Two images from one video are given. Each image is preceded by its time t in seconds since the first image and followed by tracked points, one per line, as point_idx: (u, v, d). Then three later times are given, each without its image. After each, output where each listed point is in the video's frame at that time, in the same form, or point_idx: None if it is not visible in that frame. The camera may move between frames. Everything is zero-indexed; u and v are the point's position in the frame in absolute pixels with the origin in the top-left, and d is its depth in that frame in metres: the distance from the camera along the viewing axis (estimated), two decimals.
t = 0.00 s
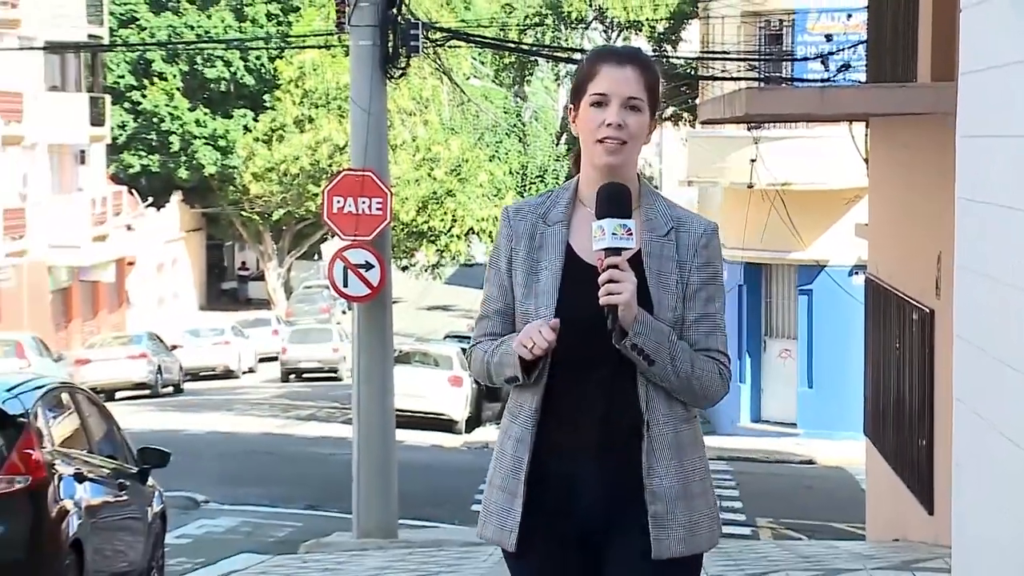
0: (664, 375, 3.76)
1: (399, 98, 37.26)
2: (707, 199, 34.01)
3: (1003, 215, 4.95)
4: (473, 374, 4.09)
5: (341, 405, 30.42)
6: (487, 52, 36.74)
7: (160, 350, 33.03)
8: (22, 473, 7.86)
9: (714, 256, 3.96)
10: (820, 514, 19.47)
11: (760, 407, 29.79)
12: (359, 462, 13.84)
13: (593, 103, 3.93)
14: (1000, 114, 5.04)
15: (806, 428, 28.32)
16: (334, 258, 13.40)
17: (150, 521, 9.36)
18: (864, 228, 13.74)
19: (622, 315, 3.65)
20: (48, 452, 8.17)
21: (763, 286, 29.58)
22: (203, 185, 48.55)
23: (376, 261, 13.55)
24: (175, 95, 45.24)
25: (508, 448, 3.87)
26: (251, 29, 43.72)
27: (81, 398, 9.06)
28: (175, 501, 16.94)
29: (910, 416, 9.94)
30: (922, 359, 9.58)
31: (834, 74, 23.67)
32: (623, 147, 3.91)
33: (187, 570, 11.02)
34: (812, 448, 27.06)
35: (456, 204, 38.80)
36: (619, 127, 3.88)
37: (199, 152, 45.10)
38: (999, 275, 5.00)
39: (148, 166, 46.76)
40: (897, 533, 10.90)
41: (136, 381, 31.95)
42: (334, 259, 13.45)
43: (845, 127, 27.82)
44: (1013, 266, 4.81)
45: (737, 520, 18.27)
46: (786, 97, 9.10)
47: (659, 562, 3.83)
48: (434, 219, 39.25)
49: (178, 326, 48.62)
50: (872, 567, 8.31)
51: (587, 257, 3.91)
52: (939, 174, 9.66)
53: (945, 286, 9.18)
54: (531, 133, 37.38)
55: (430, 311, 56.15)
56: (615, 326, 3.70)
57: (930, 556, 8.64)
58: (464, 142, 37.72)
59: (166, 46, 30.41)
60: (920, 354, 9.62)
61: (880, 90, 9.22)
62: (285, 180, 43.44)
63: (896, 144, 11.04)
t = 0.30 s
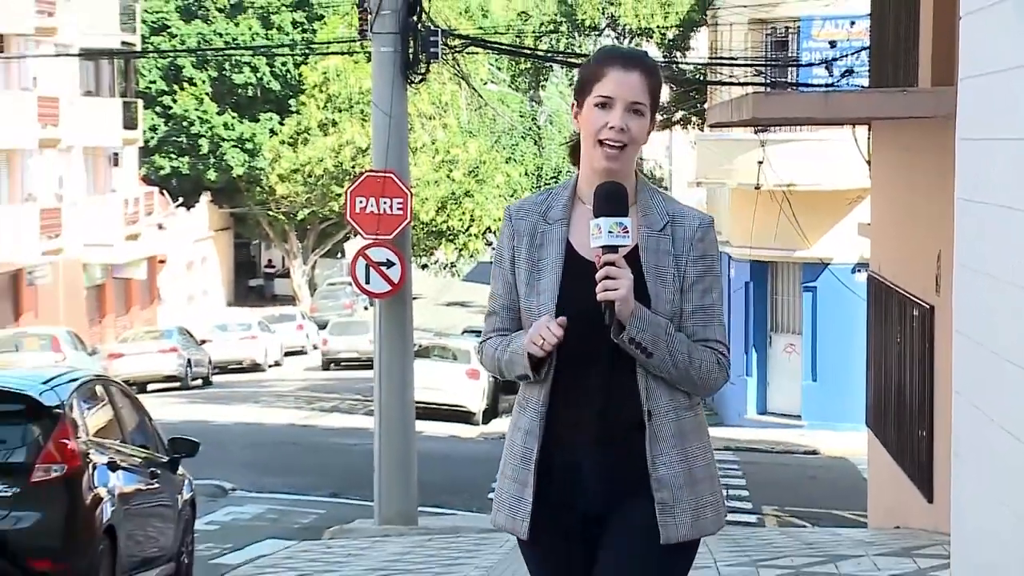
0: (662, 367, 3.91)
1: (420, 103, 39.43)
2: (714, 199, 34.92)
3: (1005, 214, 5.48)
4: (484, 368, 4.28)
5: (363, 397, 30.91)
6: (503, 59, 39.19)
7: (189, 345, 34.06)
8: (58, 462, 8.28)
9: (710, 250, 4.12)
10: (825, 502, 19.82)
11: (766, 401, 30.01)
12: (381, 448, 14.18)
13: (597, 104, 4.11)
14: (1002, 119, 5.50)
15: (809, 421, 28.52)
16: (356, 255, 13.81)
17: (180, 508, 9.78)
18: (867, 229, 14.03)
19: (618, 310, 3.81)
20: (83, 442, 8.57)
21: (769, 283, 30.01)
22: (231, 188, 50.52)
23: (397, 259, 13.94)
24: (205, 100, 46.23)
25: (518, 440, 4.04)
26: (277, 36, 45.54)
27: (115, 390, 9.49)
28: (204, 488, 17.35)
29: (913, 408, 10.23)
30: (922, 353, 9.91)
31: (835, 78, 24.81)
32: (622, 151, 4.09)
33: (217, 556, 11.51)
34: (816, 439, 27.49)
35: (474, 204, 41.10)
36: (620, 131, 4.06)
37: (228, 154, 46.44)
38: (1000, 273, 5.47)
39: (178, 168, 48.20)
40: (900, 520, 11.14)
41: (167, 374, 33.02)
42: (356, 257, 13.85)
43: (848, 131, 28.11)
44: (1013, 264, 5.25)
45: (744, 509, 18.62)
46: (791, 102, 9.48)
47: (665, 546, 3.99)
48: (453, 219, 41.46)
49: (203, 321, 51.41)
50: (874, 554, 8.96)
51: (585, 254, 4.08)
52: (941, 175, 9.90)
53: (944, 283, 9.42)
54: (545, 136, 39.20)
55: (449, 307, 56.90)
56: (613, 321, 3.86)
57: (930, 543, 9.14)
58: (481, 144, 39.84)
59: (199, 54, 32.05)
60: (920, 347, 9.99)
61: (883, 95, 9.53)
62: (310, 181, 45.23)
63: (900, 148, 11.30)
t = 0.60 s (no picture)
0: (656, 365, 3.97)
1: (438, 103, 41.66)
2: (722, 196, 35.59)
3: None
4: (489, 364, 4.37)
5: (384, 388, 31.44)
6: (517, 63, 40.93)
7: (215, 337, 34.78)
8: (90, 449, 8.66)
9: (706, 252, 4.17)
10: (829, 488, 20.11)
11: (772, 390, 30.66)
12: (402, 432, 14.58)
13: (598, 116, 4.15)
14: None
15: (813, 407, 29.16)
16: (376, 250, 14.09)
17: (207, 494, 10.11)
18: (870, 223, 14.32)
19: (610, 310, 3.89)
20: (114, 430, 8.94)
21: (775, 279, 30.52)
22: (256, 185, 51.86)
23: (416, 255, 14.25)
24: (228, 100, 48.06)
25: (518, 436, 4.14)
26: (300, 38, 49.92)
27: (145, 380, 9.81)
28: (230, 475, 17.68)
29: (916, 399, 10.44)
30: (923, 344, 10.22)
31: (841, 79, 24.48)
32: (622, 159, 4.15)
33: (243, 540, 12.00)
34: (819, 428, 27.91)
35: (490, 201, 43.03)
36: (619, 143, 4.12)
37: (253, 152, 48.23)
38: None
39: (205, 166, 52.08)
40: (902, 506, 11.39)
41: (193, 365, 33.72)
42: (376, 252, 14.15)
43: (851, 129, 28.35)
44: None
45: (749, 495, 18.92)
46: (796, 102, 9.86)
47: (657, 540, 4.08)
48: (470, 215, 43.40)
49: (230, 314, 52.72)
50: (876, 538, 9.51)
51: (582, 255, 4.15)
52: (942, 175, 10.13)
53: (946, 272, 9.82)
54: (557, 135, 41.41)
55: (466, 300, 57.66)
56: (605, 321, 3.94)
57: (929, 528, 9.67)
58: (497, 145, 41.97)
59: (221, 55, 32.77)
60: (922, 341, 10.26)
61: (882, 94, 9.85)
62: (332, 179, 47.73)
63: (900, 147, 11.63)
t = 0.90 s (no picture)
0: (648, 357, 3.95)
1: (459, 104, 42.91)
2: (733, 193, 36.60)
3: None
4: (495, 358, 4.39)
5: (408, 379, 31.96)
6: (536, 65, 42.34)
7: (247, 329, 35.44)
8: (128, 437, 9.05)
9: (703, 248, 4.14)
10: (838, 476, 20.48)
11: (781, 381, 30.83)
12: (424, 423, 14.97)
13: (599, 111, 4.14)
14: None
15: (822, 400, 29.42)
16: (401, 247, 14.53)
17: (239, 480, 10.62)
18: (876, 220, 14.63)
19: (601, 302, 3.88)
20: (150, 419, 9.35)
21: (784, 273, 30.70)
22: (284, 183, 53.17)
23: (438, 250, 14.69)
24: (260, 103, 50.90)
25: (518, 426, 4.15)
26: (326, 44, 51.25)
27: (179, 370, 10.24)
28: (258, 462, 18.15)
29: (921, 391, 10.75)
30: (926, 337, 10.59)
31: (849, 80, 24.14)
32: (622, 154, 4.14)
33: (273, 525, 12.48)
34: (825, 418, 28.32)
35: (510, 199, 44.03)
36: (620, 136, 4.11)
37: (282, 153, 50.86)
38: None
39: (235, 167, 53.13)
40: (907, 494, 11.71)
41: (225, 357, 34.39)
42: (400, 249, 14.58)
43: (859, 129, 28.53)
44: None
45: (759, 482, 19.27)
46: (805, 105, 10.30)
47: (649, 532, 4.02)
48: (491, 213, 44.47)
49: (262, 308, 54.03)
50: (882, 524, 9.98)
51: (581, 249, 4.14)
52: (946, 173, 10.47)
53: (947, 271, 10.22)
54: (577, 134, 42.69)
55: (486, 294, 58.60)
56: (598, 312, 3.93)
57: (933, 513, 10.15)
58: (517, 145, 43.10)
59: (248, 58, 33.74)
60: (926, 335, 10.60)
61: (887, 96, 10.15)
62: (358, 178, 48.60)
63: (905, 145, 11.95)
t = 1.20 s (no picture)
0: (650, 346, 3.95)
1: (483, 108, 45.21)
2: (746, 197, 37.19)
3: None
4: (500, 351, 4.40)
5: (432, 372, 32.63)
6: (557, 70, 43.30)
7: (278, 325, 36.76)
8: (164, 429, 9.43)
9: (708, 241, 4.14)
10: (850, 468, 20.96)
11: (794, 375, 32.37)
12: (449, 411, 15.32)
13: (610, 104, 4.16)
14: None
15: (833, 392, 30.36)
16: (426, 246, 14.90)
17: (270, 470, 11.03)
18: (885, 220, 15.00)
19: (603, 289, 3.91)
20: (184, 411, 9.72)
21: (797, 271, 31.62)
22: (315, 182, 55.95)
23: (462, 249, 15.07)
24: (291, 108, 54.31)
25: (521, 415, 4.16)
26: (355, 50, 53.94)
27: (213, 364, 10.64)
28: (289, 452, 18.72)
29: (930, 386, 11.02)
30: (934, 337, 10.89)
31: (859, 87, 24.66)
32: (631, 148, 4.15)
33: (304, 513, 12.97)
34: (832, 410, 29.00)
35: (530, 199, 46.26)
36: (630, 129, 4.13)
37: (312, 156, 53.50)
38: None
39: (267, 168, 56.63)
40: (916, 485, 12.03)
41: (258, 351, 35.71)
42: (425, 248, 14.95)
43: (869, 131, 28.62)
44: None
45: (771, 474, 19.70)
46: (818, 108, 10.72)
47: (646, 520, 4.00)
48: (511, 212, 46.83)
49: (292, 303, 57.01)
50: (891, 514, 10.35)
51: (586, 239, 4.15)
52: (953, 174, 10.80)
53: (955, 269, 10.49)
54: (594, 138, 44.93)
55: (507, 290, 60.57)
56: (600, 301, 3.95)
57: (940, 504, 10.49)
58: (537, 148, 45.45)
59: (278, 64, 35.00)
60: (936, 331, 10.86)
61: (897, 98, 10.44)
62: (385, 179, 52.03)
63: (914, 149, 12.30)
